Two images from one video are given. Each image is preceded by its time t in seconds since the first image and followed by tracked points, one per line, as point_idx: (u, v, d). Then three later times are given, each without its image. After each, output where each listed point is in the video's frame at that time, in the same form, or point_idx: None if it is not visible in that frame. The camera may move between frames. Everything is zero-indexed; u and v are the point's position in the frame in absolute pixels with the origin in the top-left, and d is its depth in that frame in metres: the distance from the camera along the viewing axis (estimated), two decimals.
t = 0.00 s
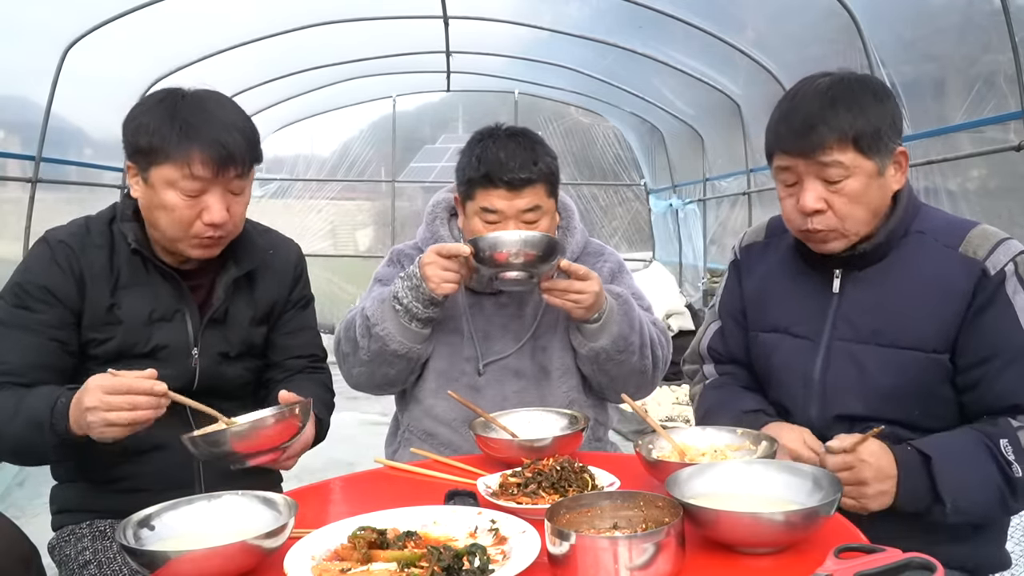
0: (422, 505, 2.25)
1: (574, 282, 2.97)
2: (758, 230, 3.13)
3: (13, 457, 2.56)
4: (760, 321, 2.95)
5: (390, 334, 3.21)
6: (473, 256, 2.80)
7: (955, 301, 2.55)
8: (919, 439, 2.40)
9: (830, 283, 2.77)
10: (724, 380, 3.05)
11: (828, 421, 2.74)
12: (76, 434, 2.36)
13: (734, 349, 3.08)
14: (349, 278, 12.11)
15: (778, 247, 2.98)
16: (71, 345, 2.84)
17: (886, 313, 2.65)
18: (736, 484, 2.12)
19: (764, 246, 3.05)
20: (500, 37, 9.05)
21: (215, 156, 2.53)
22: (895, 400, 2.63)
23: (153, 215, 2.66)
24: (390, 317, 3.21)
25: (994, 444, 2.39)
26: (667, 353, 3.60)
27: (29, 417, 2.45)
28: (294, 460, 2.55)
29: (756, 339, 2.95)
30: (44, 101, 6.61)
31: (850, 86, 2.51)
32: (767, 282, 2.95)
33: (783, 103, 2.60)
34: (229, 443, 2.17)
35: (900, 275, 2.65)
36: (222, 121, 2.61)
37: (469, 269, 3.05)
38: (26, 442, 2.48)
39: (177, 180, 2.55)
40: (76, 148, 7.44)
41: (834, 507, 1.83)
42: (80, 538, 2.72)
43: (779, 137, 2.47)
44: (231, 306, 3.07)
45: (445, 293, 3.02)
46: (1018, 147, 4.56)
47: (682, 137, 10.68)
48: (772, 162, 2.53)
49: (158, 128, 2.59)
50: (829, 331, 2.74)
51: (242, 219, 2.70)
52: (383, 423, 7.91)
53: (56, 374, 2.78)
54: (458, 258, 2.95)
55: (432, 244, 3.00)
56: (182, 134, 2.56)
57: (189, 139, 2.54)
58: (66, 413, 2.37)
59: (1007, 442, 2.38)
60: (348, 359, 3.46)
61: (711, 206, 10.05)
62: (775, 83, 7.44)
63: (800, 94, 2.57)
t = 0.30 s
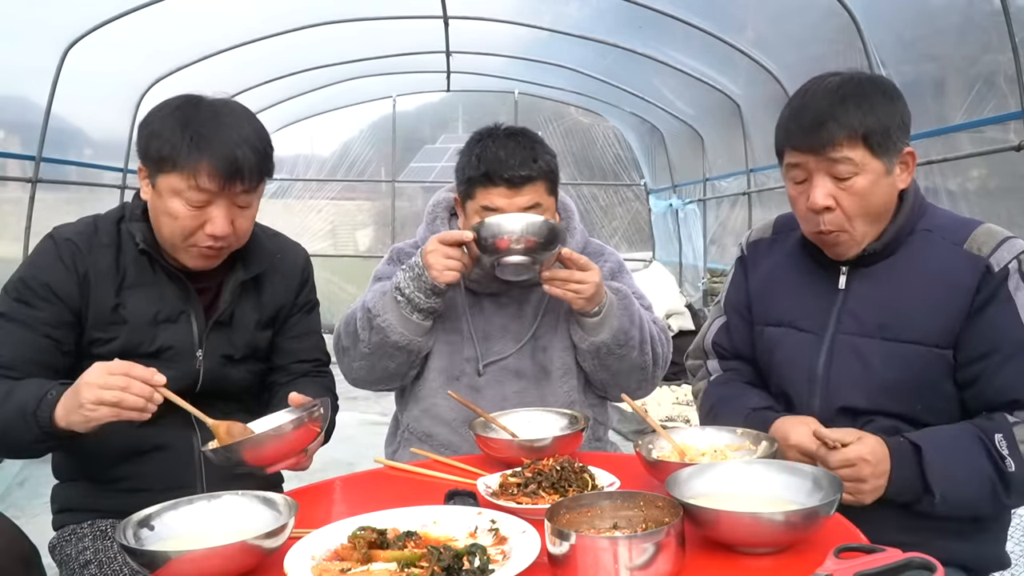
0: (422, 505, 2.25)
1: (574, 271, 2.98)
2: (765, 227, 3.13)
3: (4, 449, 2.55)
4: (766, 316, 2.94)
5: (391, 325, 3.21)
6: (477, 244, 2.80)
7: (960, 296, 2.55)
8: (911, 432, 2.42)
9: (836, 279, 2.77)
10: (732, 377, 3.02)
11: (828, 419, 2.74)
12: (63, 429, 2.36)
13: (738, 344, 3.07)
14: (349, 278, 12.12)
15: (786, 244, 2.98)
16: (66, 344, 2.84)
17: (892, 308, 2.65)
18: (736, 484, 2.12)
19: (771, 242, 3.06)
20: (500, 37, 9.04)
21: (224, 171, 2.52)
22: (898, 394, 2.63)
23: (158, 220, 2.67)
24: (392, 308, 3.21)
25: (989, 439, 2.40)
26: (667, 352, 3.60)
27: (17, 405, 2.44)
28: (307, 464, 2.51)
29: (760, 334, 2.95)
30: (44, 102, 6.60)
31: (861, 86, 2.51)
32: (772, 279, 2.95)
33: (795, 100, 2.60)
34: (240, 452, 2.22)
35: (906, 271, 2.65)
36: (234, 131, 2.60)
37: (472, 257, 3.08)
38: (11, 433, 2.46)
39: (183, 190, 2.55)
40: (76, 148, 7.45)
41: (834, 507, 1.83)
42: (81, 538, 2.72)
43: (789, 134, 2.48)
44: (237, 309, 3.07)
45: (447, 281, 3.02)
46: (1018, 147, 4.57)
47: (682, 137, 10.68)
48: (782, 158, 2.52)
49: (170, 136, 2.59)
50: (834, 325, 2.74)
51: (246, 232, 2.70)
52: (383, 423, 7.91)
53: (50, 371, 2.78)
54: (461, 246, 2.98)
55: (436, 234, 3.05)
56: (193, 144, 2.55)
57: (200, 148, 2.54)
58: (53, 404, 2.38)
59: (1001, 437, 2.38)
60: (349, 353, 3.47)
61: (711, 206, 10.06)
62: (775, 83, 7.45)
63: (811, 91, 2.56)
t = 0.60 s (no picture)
0: (422, 505, 2.25)
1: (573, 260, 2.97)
2: (769, 224, 3.13)
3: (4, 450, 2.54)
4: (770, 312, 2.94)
5: (391, 319, 3.22)
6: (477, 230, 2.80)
7: (967, 293, 2.55)
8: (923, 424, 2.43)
9: (841, 276, 2.77)
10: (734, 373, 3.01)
11: (833, 414, 2.74)
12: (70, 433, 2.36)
13: (742, 340, 3.07)
14: (349, 278, 12.12)
15: (791, 241, 2.99)
16: (67, 346, 2.84)
17: (898, 304, 2.64)
18: (736, 485, 2.12)
19: (775, 239, 3.06)
20: (500, 37, 9.04)
21: (224, 174, 2.52)
22: (903, 390, 2.63)
23: (160, 221, 2.67)
24: (393, 303, 3.22)
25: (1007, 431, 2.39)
26: (668, 351, 3.60)
27: (21, 410, 2.44)
28: (312, 462, 2.49)
29: (764, 329, 2.95)
30: (44, 102, 6.59)
31: (868, 85, 2.51)
32: (776, 276, 2.95)
33: (803, 99, 2.60)
34: (246, 451, 2.22)
35: (912, 267, 2.65)
36: (238, 136, 2.61)
37: (473, 250, 3.06)
38: (15, 436, 2.46)
39: (184, 193, 2.54)
40: (76, 148, 7.45)
41: (834, 507, 1.83)
42: (81, 538, 2.72)
43: (798, 131, 2.48)
44: (239, 311, 3.07)
45: (447, 272, 3.02)
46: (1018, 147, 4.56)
47: (682, 137, 10.68)
48: (790, 157, 2.53)
49: (173, 137, 2.59)
50: (840, 321, 2.74)
51: (248, 235, 2.70)
52: (383, 423, 7.91)
53: (49, 373, 2.78)
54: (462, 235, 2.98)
55: (437, 226, 3.06)
56: (196, 146, 2.55)
57: (204, 151, 2.54)
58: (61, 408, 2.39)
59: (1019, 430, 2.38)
60: (349, 349, 3.47)
61: (711, 206, 10.06)
62: (775, 83, 7.45)
63: (818, 90, 2.57)
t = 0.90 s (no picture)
0: (422, 505, 2.25)
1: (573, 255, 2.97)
2: (771, 223, 3.13)
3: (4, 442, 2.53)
4: (773, 311, 2.94)
5: (391, 316, 3.22)
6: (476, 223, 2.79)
7: (969, 292, 2.55)
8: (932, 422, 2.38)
9: (842, 275, 2.77)
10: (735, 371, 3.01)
11: (832, 414, 2.74)
12: (75, 420, 2.37)
13: (743, 339, 3.07)
14: (349, 278, 12.11)
15: (793, 240, 2.98)
16: (65, 343, 2.84)
17: (901, 303, 2.64)
18: (736, 485, 2.12)
19: (777, 238, 3.06)
20: (500, 37, 9.04)
21: (225, 176, 2.52)
22: (904, 389, 2.63)
23: (160, 222, 2.66)
24: (393, 300, 3.23)
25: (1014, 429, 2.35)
26: (669, 350, 3.59)
27: (25, 396, 2.45)
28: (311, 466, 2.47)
29: (766, 328, 2.95)
30: (44, 102, 6.58)
31: (871, 85, 2.51)
32: (778, 275, 2.95)
33: (804, 97, 2.60)
34: (240, 464, 2.22)
35: (914, 266, 2.64)
36: (238, 139, 2.61)
37: (473, 246, 3.06)
38: (17, 425, 2.45)
39: (184, 195, 2.54)
40: (76, 148, 7.44)
41: (834, 507, 1.83)
42: (80, 538, 2.72)
43: (799, 129, 2.49)
44: (240, 312, 3.07)
45: (446, 266, 3.03)
46: (1018, 147, 4.56)
47: (682, 137, 10.67)
48: (791, 155, 2.53)
49: (174, 140, 2.60)
50: (842, 319, 2.74)
51: (248, 239, 2.69)
52: (383, 423, 7.91)
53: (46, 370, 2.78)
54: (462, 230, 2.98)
55: (438, 220, 3.06)
56: (196, 148, 2.56)
57: (204, 153, 2.54)
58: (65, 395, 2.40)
59: None
60: (349, 348, 3.47)
61: (711, 205, 10.06)
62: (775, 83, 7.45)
63: (819, 89, 2.57)
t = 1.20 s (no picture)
0: (422, 505, 2.25)
1: (573, 266, 2.97)
2: (767, 225, 3.14)
3: (11, 440, 2.53)
4: (769, 313, 2.94)
5: (390, 324, 3.22)
6: (477, 241, 2.80)
7: (965, 292, 2.55)
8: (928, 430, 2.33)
9: (838, 276, 2.77)
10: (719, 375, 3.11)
11: (828, 417, 2.74)
12: (80, 408, 2.37)
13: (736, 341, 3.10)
14: (349, 278, 12.10)
15: (788, 242, 2.99)
16: (67, 344, 2.84)
17: (896, 304, 2.64)
18: (736, 485, 2.13)
19: (773, 240, 3.07)
20: (500, 37, 9.04)
21: (221, 156, 2.54)
22: (900, 391, 2.63)
23: (160, 210, 2.66)
24: (391, 308, 3.22)
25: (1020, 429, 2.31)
26: (669, 350, 3.60)
27: (33, 389, 2.45)
28: (307, 469, 2.47)
29: (762, 330, 2.95)
30: (44, 102, 6.58)
31: (866, 82, 2.51)
32: (773, 276, 2.96)
33: (798, 98, 2.61)
34: (239, 464, 2.23)
35: (909, 266, 2.65)
36: (234, 124, 2.62)
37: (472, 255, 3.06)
38: (24, 419, 2.45)
39: (182, 174, 2.55)
40: (76, 148, 7.43)
41: (833, 507, 1.83)
42: (80, 538, 2.72)
43: (793, 128, 2.49)
44: (242, 313, 3.07)
45: (446, 278, 3.03)
46: (1018, 147, 4.56)
47: (682, 137, 10.68)
48: (786, 155, 2.54)
49: (170, 122, 2.61)
50: (837, 321, 2.74)
51: (247, 223, 2.70)
52: (383, 423, 7.91)
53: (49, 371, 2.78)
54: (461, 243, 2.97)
55: (436, 231, 3.03)
56: (192, 129, 2.57)
57: (199, 136, 2.56)
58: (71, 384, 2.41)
59: None
60: (348, 353, 3.47)
61: (711, 205, 10.06)
62: (775, 83, 7.45)
63: (815, 88, 2.57)
